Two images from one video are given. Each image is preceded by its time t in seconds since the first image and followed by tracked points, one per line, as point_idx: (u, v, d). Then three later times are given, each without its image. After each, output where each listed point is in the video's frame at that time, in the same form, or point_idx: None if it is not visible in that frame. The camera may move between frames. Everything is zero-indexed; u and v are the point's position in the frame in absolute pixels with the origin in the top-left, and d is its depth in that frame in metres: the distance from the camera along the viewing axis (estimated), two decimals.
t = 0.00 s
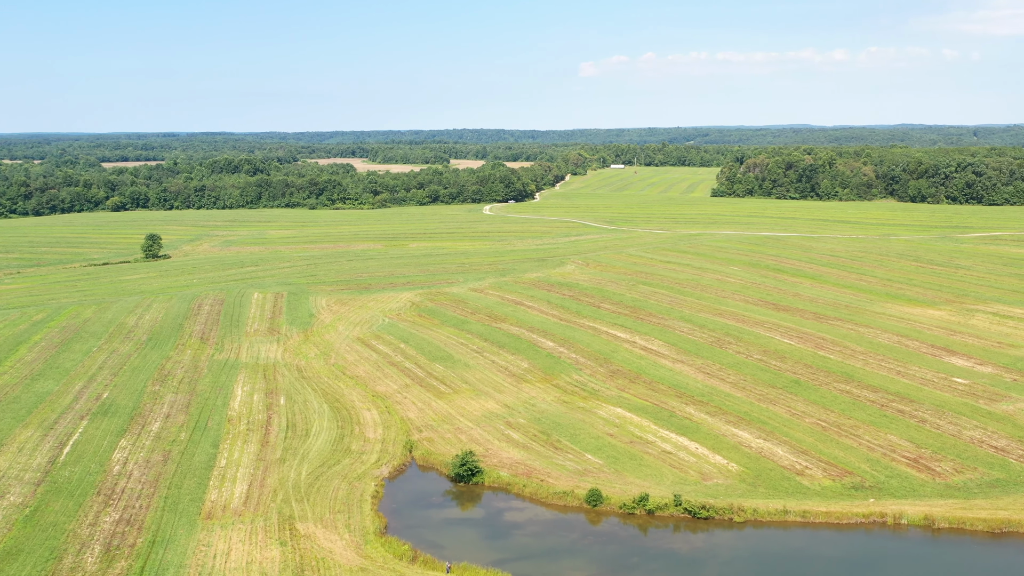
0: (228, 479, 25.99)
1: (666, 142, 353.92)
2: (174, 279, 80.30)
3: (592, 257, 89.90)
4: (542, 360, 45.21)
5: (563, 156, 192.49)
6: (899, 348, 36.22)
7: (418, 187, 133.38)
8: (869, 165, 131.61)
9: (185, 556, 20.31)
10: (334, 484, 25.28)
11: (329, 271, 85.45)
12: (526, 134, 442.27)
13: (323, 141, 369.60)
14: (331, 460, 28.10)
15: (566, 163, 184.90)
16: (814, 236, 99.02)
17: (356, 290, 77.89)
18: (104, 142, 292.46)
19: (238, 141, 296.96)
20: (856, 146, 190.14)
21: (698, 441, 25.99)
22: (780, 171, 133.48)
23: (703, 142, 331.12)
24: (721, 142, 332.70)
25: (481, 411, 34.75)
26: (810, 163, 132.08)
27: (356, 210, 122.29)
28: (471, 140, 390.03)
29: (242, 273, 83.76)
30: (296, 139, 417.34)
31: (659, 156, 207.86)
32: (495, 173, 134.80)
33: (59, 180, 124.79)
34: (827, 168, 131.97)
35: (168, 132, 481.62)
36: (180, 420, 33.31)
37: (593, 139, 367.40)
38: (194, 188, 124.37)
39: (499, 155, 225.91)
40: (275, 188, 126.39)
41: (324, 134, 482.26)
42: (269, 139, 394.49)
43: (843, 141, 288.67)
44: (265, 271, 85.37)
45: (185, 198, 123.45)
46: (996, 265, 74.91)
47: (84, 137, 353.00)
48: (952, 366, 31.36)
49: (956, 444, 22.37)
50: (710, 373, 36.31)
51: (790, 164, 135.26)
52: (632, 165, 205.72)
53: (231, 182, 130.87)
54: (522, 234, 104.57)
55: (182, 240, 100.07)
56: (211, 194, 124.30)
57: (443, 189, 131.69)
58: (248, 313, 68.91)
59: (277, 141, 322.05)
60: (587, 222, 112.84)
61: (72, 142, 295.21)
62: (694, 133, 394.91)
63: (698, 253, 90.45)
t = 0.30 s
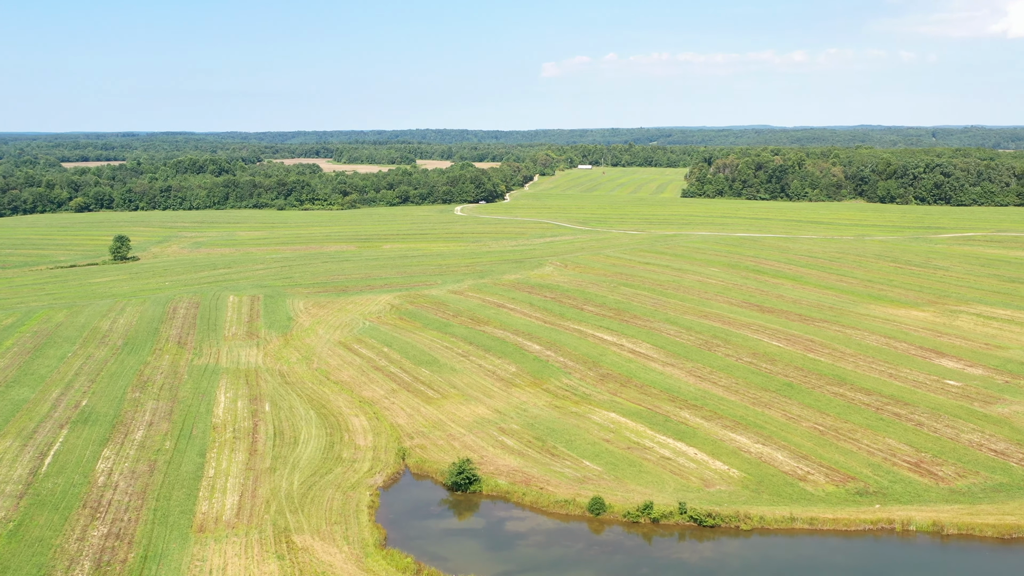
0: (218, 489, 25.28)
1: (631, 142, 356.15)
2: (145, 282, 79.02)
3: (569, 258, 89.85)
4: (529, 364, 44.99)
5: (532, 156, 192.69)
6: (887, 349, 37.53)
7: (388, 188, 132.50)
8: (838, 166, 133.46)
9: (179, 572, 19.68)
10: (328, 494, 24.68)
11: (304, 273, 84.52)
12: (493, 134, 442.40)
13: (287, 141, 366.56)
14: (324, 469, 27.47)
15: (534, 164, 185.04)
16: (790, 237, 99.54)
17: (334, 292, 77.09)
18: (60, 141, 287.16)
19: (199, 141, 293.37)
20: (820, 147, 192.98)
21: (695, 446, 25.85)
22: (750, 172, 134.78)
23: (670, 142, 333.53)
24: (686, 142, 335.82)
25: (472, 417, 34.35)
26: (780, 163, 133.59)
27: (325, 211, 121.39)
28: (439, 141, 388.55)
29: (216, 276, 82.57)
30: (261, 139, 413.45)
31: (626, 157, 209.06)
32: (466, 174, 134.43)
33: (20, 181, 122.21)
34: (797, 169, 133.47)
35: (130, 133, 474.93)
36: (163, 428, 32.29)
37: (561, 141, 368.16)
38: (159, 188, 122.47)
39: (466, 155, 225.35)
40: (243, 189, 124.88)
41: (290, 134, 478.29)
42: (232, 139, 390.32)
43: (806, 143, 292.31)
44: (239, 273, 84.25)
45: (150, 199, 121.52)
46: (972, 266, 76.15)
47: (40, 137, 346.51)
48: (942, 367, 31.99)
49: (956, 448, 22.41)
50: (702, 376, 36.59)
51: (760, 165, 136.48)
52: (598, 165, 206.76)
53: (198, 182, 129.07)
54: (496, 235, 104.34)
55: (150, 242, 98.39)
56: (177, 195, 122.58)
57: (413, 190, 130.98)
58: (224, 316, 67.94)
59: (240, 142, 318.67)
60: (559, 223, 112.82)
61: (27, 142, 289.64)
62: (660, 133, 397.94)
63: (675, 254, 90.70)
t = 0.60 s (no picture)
0: (208, 498, 24.72)
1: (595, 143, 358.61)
2: (116, 284, 77.53)
3: (546, 258, 89.77)
4: (516, 366, 44.92)
5: (498, 156, 192.76)
6: (873, 351, 38.99)
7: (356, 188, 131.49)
8: (804, 166, 135.40)
9: None
10: (322, 502, 24.24)
11: (278, 274, 83.58)
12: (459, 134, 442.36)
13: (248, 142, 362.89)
14: (315, 476, 27.03)
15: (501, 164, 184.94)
16: (764, 238, 100.24)
17: (310, 294, 76.29)
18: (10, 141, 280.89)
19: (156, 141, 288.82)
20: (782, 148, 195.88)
21: (691, 450, 25.88)
22: (718, 172, 136.09)
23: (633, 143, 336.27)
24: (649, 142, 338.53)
25: (462, 421, 34.08)
26: (747, 164, 135.15)
27: (292, 212, 120.21)
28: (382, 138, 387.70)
29: (188, 278, 81.28)
30: (223, 138, 408.76)
31: (592, 157, 210.15)
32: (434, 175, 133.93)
33: None
34: (765, 169, 135.05)
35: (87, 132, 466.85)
36: (148, 436, 31.58)
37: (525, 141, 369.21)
38: (123, 188, 120.31)
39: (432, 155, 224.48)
40: (208, 189, 123.17)
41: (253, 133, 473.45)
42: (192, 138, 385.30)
43: (767, 142, 296.48)
44: (211, 275, 83.06)
45: (114, 199, 119.32)
46: (947, 267, 77.61)
47: None
48: (930, 370, 33.12)
49: (952, 449, 22.67)
50: (691, 377, 37.30)
51: (729, 165, 137.80)
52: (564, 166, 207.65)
53: (163, 182, 127.04)
54: (468, 235, 104.18)
55: (117, 244, 96.57)
56: (141, 196, 120.57)
57: (382, 190, 130.14)
58: (200, 319, 66.91)
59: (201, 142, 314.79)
60: (531, 223, 112.83)
61: None
62: (623, 133, 401.11)
63: (652, 254, 91.07)
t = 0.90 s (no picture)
0: (202, 508, 24.23)
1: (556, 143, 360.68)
2: (84, 287, 76.00)
3: (521, 260, 89.79)
4: (503, 370, 45.00)
5: (463, 157, 192.75)
6: (858, 350, 41.75)
7: (322, 189, 130.45)
8: (770, 167, 137.37)
9: None
10: (319, 509, 23.92)
11: (251, 276, 82.59)
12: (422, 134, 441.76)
13: (206, 142, 358.73)
14: (310, 483, 26.65)
15: (465, 165, 184.35)
16: (736, 238, 101.08)
17: (285, 296, 75.50)
18: None
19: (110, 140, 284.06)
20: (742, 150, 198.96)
21: (689, 454, 26.06)
22: (685, 173, 137.47)
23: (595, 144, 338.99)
24: (612, 142, 341.38)
25: (454, 426, 33.97)
26: (714, 164, 136.80)
27: (259, 212, 118.94)
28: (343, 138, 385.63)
29: (159, 280, 79.94)
30: (181, 137, 403.50)
31: (555, 158, 211.18)
32: (401, 175, 133.47)
33: None
34: (731, 170, 136.68)
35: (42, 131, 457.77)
36: (134, 444, 30.94)
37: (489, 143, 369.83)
38: (84, 189, 118.25)
39: (396, 156, 223.79)
40: (172, 190, 121.50)
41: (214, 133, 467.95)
42: (149, 138, 379.75)
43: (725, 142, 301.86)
44: (182, 277, 81.77)
45: (75, 200, 117.26)
46: (919, 267, 79.17)
47: None
48: (915, 368, 35.41)
49: (947, 450, 23.12)
50: (682, 379, 38.14)
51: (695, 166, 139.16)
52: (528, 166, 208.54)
53: (125, 183, 124.98)
54: (439, 236, 103.99)
55: (81, 246, 94.64)
56: (103, 197, 118.40)
57: (349, 191, 129.31)
58: (175, 323, 65.84)
59: (158, 142, 310.17)
60: (502, 225, 112.35)
61: None
62: (585, 134, 404.29)
63: (626, 255, 91.51)
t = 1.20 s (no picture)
0: (200, 515, 23.86)
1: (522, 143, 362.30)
2: (57, 290, 74.66)
3: (500, 261, 89.50)
4: (495, 374, 45.26)
5: (430, 158, 192.55)
6: (846, 349, 43.79)
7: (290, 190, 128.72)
8: (739, 168, 138.98)
9: None
10: (320, 516, 23.68)
11: (226, 278, 81.72)
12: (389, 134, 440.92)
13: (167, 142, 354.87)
14: (308, 489, 26.38)
15: (432, 166, 183.66)
16: (712, 239, 101.69)
17: (263, 298, 74.82)
18: None
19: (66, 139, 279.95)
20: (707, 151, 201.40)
21: (688, 456, 26.29)
22: (654, 173, 138.54)
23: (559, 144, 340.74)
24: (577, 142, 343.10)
25: (449, 429, 33.93)
26: (682, 164, 138.13)
27: (227, 214, 117.67)
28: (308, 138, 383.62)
29: (133, 283, 78.64)
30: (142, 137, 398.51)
31: (520, 159, 211.87)
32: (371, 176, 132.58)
33: None
34: (700, 170, 137.86)
35: None
36: (124, 450, 30.44)
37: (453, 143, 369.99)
38: (48, 191, 116.62)
39: (361, 156, 222.97)
40: (138, 191, 120.01)
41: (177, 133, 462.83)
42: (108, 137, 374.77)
43: (685, 142, 305.51)
44: (157, 279, 80.68)
45: (38, 202, 115.62)
46: (896, 266, 80.38)
47: None
48: (902, 366, 37.30)
49: (944, 450, 23.69)
50: (674, 382, 39.06)
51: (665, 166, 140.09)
52: (494, 167, 209.13)
53: (89, 184, 123.28)
54: (412, 237, 103.70)
55: (49, 247, 92.96)
56: (67, 198, 116.75)
57: (317, 191, 128.13)
58: (154, 326, 64.85)
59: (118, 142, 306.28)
60: (476, 226, 111.85)
61: None
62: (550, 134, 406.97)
63: (604, 256, 91.77)
